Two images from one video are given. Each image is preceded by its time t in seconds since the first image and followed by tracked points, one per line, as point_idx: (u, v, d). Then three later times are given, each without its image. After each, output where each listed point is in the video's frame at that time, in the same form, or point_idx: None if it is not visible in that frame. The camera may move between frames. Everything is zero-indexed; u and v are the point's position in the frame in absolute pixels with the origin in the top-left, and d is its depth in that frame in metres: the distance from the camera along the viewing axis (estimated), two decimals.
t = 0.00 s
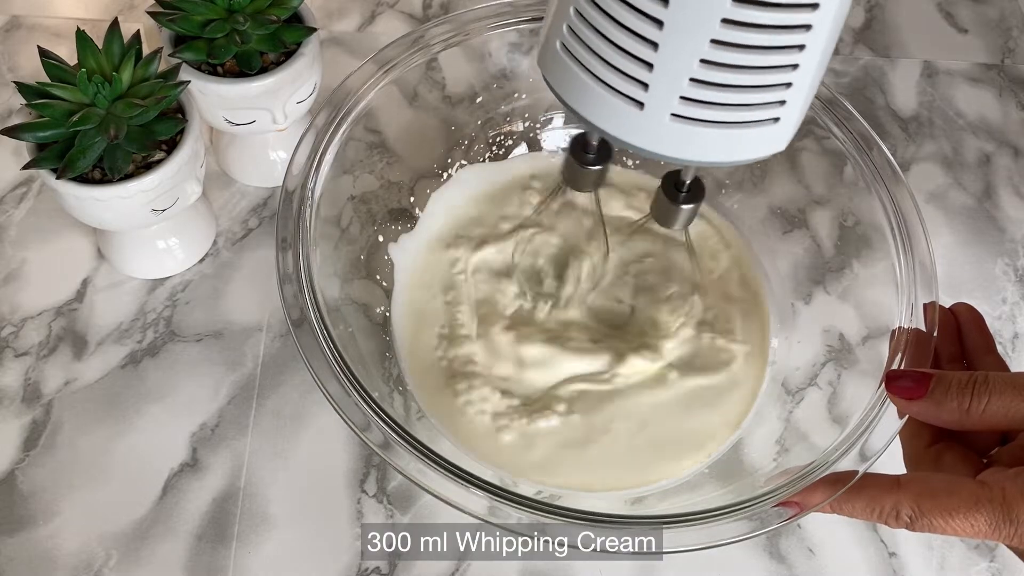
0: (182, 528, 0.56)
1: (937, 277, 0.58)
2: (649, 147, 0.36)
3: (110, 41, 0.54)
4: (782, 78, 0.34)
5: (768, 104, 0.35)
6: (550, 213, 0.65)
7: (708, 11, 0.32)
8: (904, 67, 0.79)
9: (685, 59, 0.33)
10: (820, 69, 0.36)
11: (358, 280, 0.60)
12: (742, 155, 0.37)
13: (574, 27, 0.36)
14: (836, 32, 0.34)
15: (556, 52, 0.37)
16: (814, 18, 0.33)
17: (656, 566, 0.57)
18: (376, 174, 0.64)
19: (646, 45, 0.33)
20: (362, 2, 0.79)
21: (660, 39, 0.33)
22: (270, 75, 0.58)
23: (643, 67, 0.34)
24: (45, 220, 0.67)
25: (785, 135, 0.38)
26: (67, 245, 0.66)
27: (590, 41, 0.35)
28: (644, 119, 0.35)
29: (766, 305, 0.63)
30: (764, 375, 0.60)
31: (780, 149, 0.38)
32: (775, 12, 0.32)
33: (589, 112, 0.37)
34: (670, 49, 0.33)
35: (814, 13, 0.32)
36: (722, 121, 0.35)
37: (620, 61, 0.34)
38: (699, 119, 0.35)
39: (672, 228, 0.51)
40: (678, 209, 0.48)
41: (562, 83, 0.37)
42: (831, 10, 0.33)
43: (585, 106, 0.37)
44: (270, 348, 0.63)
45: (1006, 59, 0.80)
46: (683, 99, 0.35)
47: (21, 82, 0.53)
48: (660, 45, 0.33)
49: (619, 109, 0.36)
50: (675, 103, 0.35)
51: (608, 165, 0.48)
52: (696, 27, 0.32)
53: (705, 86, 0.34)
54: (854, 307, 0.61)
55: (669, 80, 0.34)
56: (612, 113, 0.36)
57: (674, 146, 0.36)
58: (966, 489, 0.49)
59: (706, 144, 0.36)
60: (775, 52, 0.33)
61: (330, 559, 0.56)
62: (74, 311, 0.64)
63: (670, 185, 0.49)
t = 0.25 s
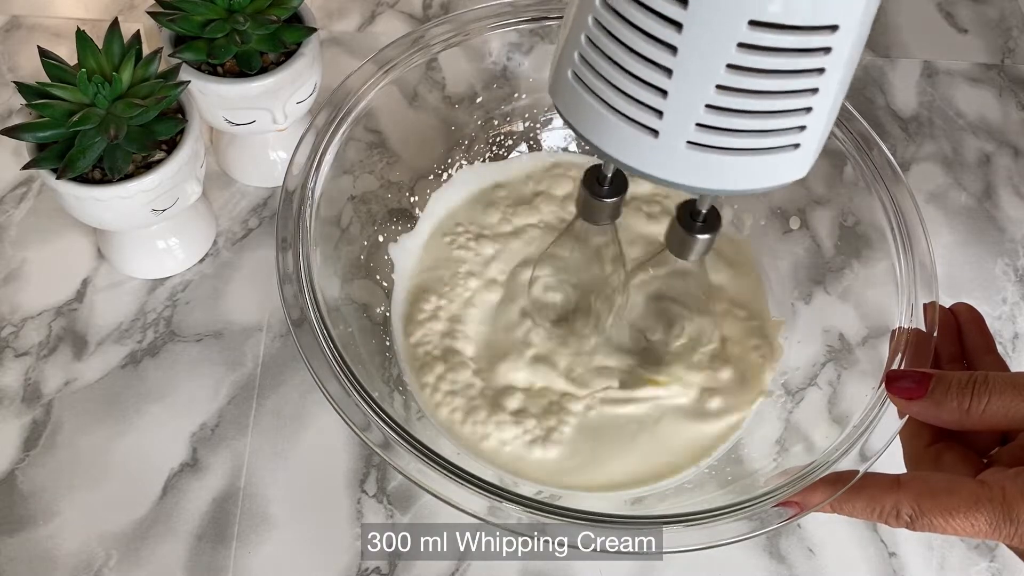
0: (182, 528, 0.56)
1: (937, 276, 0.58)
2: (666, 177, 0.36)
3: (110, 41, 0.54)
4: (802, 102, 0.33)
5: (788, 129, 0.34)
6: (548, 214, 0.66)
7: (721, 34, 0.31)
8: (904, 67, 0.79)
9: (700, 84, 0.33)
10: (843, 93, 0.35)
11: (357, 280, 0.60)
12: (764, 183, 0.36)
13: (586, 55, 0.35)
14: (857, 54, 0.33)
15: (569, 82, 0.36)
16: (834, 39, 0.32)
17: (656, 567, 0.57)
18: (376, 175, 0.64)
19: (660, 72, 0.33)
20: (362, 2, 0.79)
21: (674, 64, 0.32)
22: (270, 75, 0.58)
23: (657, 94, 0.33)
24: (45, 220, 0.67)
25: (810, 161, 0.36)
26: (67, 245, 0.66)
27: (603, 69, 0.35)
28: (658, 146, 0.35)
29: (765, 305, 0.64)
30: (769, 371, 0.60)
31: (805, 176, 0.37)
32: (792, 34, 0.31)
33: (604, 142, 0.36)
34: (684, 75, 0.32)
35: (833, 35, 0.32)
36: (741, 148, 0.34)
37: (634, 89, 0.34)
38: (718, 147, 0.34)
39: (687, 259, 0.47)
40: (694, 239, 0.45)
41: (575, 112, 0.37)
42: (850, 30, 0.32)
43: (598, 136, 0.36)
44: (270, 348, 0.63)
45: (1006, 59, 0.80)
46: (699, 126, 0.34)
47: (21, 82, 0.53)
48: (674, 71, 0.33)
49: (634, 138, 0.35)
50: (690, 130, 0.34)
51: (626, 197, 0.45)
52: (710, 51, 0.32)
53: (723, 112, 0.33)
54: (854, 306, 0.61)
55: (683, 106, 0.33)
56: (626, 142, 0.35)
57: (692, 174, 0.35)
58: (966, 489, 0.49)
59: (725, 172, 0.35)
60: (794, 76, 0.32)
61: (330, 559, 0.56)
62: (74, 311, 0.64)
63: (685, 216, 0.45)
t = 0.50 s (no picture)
0: (182, 528, 0.56)
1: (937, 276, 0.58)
2: (633, 197, 0.34)
3: (110, 41, 0.54)
4: (769, 123, 0.33)
5: (755, 151, 0.33)
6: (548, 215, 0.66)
7: (686, 50, 0.30)
8: (904, 67, 0.79)
9: (665, 101, 0.32)
10: (813, 116, 0.34)
11: (357, 280, 0.60)
12: (732, 207, 0.35)
13: (554, 71, 0.34)
14: (827, 76, 0.33)
15: (535, 97, 0.35)
16: (801, 59, 0.31)
17: (656, 567, 0.57)
18: (376, 174, 0.64)
19: (625, 88, 0.32)
20: (362, 2, 0.79)
21: (639, 80, 0.31)
22: (270, 74, 0.58)
23: (621, 110, 0.32)
24: (45, 220, 0.67)
25: (779, 186, 0.35)
26: (67, 245, 0.66)
27: (570, 86, 0.34)
28: (623, 165, 0.33)
29: (764, 306, 0.64)
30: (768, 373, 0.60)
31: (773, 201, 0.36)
32: (758, 52, 0.30)
33: (569, 159, 0.35)
34: (650, 91, 0.32)
35: (799, 54, 0.31)
36: (707, 168, 0.33)
37: (600, 106, 0.33)
38: (684, 167, 0.33)
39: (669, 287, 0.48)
40: (674, 269, 0.45)
41: (541, 128, 0.36)
42: (819, 50, 0.31)
43: (564, 152, 0.35)
44: (269, 348, 0.63)
45: (1006, 59, 0.80)
46: (665, 145, 0.33)
47: (21, 82, 0.53)
48: (639, 87, 0.32)
49: (599, 155, 0.34)
50: (656, 149, 0.33)
51: (604, 229, 0.44)
52: (674, 67, 0.31)
53: (688, 131, 0.32)
54: (854, 306, 0.61)
55: (649, 123, 0.32)
56: (592, 160, 0.34)
57: (658, 195, 0.34)
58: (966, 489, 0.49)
59: (692, 193, 0.34)
60: (760, 95, 0.32)
61: (330, 558, 0.56)
62: (74, 311, 0.64)
63: (664, 245, 0.46)
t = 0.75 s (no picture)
0: (182, 528, 0.56)
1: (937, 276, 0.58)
2: (559, 152, 0.34)
3: (110, 41, 0.54)
4: (692, 91, 0.32)
5: (678, 118, 0.33)
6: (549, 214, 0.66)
7: (610, 12, 0.30)
8: (904, 67, 0.79)
9: (590, 61, 0.31)
10: (742, 88, 0.33)
11: (358, 280, 0.60)
12: (655, 170, 0.35)
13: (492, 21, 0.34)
14: (757, 48, 0.32)
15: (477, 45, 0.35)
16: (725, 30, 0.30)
17: (656, 567, 0.57)
18: (376, 174, 0.64)
19: (553, 43, 0.31)
20: (362, 2, 0.79)
21: (566, 38, 0.31)
22: (270, 74, 0.58)
23: (549, 65, 0.32)
24: (44, 220, 0.67)
25: (705, 153, 0.35)
26: (66, 245, 0.66)
27: (506, 37, 0.33)
28: (549, 120, 0.33)
29: (764, 306, 0.64)
30: (769, 372, 0.60)
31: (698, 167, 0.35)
32: (680, 18, 0.30)
33: (503, 110, 0.35)
34: (574, 48, 0.31)
35: (724, 24, 0.30)
36: (628, 129, 0.33)
37: (531, 59, 0.32)
38: (606, 126, 0.33)
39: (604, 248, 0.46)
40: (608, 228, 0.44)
41: (480, 78, 0.35)
42: (746, 23, 0.30)
43: (499, 104, 0.35)
44: (269, 348, 0.63)
45: (1006, 59, 0.80)
46: (589, 103, 0.32)
47: (21, 82, 0.53)
48: (567, 44, 0.31)
49: (527, 107, 0.34)
50: (580, 106, 0.32)
51: (547, 182, 0.44)
52: (598, 28, 0.30)
53: (611, 92, 0.32)
54: (854, 306, 0.61)
55: (574, 81, 0.32)
56: (524, 112, 0.34)
57: (581, 152, 0.34)
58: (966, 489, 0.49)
59: (614, 154, 0.34)
60: (683, 61, 0.31)
61: (331, 558, 0.56)
62: (74, 311, 0.64)
63: (599, 204, 0.44)
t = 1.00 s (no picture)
0: (182, 528, 0.56)
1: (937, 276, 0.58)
2: (601, 107, 0.35)
3: (110, 42, 0.54)
4: (730, 40, 0.33)
5: (717, 67, 0.33)
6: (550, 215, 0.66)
7: None
8: (904, 67, 0.79)
9: (630, 14, 0.32)
10: (781, 36, 0.33)
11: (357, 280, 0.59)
12: (700, 120, 0.35)
13: None
14: None
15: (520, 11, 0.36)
16: None
17: (656, 567, 0.57)
18: (376, 174, 0.64)
19: None
20: (362, 2, 0.79)
21: None
22: (271, 74, 0.58)
23: (589, 21, 0.33)
24: (44, 220, 0.67)
25: (746, 103, 0.35)
26: (67, 245, 0.66)
27: None
28: (592, 76, 0.34)
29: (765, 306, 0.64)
30: (770, 373, 0.60)
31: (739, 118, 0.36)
32: None
33: (546, 70, 0.36)
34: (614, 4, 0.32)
35: None
36: (667, 81, 0.34)
37: (572, 18, 0.33)
38: (646, 79, 0.34)
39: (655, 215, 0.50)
40: (659, 195, 0.48)
41: (524, 42, 0.36)
42: None
43: (542, 64, 0.36)
44: (269, 348, 0.63)
45: (1006, 59, 0.80)
46: (629, 56, 0.33)
47: (21, 82, 0.53)
48: None
49: (569, 65, 0.35)
50: (622, 60, 0.33)
51: (593, 148, 0.47)
52: None
53: (650, 43, 0.33)
54: (854, 306, 0.61)
55: (613, 33, 0.33)
56: (564, 71, 0.35)
57: (620, 106, 0.35)
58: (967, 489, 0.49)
59: (652, 107, 0.35)
60: (719, 10, 0.32)
61: (331, 557, 0.56)
62: (74, 311, 0.64)
63: (650, 173, 0.48)
